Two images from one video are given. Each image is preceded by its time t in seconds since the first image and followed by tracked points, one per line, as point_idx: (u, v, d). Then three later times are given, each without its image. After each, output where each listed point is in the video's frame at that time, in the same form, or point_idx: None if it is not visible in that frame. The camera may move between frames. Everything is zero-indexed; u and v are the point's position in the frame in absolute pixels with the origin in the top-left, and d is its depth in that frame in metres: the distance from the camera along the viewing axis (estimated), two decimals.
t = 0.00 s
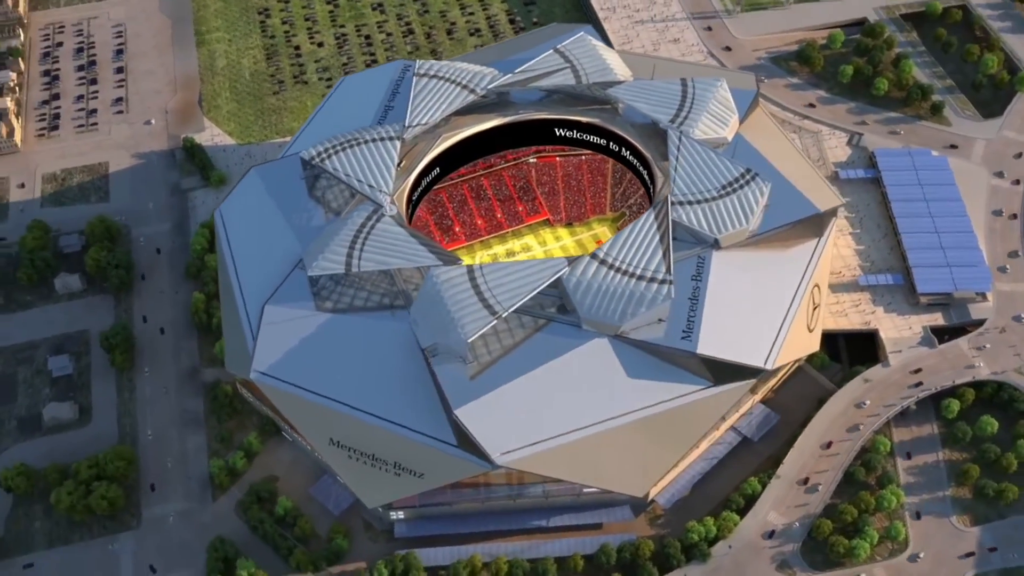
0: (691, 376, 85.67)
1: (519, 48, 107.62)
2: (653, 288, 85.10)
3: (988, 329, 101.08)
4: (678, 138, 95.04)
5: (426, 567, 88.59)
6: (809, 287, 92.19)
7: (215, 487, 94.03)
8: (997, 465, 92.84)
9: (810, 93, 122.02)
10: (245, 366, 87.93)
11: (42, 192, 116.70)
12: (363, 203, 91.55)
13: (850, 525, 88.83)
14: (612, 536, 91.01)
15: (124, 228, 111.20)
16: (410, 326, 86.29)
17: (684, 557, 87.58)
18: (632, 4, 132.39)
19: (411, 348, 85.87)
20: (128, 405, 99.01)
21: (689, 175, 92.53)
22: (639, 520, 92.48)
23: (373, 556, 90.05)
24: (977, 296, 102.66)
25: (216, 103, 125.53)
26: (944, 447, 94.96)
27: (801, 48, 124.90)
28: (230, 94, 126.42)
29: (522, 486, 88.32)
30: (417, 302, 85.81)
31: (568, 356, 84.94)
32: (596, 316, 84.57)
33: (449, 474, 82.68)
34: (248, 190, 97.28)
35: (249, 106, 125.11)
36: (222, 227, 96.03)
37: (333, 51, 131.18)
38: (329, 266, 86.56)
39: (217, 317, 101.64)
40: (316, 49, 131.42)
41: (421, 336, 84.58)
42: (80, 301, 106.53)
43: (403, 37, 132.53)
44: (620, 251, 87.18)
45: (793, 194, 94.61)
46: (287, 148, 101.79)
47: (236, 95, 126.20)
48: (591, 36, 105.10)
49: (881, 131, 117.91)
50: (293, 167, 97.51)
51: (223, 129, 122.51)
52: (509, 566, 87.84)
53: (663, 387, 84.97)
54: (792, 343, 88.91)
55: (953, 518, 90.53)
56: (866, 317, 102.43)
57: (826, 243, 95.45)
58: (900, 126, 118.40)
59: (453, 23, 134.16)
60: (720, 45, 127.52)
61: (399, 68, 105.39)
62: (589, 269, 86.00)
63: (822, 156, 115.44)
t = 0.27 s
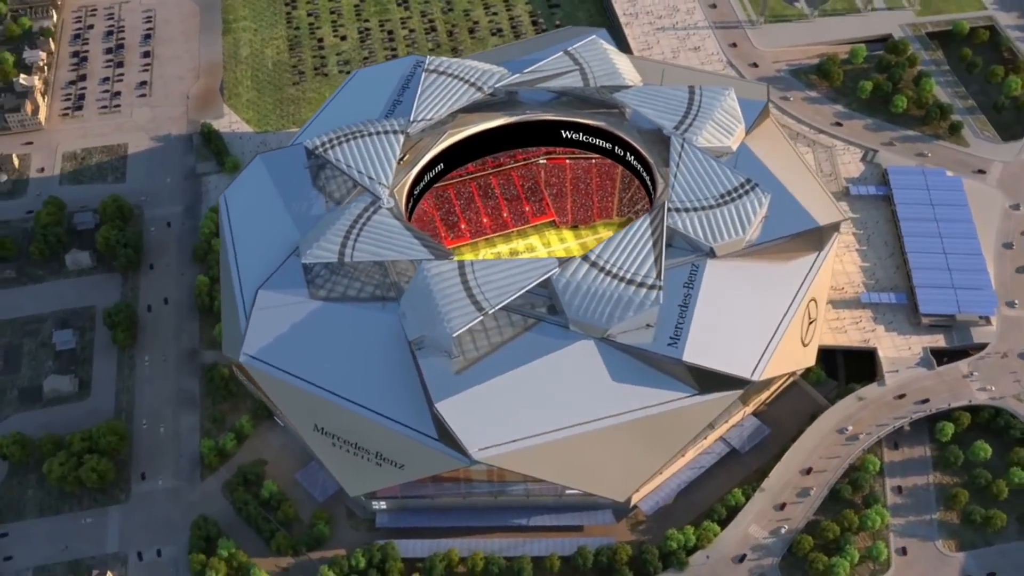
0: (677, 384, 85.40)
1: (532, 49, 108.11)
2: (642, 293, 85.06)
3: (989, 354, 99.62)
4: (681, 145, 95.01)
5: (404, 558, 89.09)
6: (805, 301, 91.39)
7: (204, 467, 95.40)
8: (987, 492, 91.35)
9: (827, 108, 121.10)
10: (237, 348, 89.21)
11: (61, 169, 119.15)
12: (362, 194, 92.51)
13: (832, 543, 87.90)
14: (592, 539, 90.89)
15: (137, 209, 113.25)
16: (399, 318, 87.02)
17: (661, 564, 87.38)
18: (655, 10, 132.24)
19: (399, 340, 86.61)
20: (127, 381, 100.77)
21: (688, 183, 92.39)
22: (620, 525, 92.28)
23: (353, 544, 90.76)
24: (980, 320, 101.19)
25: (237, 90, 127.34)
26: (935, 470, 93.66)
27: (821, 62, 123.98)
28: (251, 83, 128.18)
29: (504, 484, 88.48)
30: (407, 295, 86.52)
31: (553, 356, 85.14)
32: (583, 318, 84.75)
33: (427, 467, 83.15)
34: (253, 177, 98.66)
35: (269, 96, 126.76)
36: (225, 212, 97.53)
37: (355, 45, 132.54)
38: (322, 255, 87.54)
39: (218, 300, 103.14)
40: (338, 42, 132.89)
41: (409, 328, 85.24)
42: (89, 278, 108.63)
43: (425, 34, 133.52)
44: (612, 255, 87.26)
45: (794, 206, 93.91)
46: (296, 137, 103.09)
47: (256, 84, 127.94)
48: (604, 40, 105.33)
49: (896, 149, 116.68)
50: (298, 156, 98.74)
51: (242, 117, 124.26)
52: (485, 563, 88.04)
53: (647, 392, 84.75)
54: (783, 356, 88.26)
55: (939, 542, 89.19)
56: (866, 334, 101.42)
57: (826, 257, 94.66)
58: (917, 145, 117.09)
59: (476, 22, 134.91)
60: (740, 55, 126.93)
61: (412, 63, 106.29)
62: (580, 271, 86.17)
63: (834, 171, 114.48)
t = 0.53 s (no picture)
0: (661, 391, 85.24)
1: (544, 49, 108.27)
2: (631, 297, 85.00)
3: (988, 379, 98.15)
4: (683, 152, 94.73)
5: (382, 548, 89.78)
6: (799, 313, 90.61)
7: (196, 447, 96.87)
8: (975, 517, 89.97)
9: (843, 123, 120.05)
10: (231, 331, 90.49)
11: (81, 149, 121.50)
12: (362, 186, 93.44)
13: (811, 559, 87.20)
14: (572, 540, 90.80)
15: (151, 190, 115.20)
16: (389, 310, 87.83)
17: (638, 570, 87.29)
18: (677, 18, 131.93)
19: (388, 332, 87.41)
20: (127, 359, 102.57)
21: (687, 190, 92.23)
22: (601, 528, 92.14)
23: (334, 531, 91.61)
24: (981, 344, 99.74)
25: (258, 79, 129.01)
26: (924, 493, 92.44)
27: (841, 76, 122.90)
28: (272, 72, 129.83)
29: (487, 481, 88.67)
30: (398, 288, 87.28)
31: (539, 356, 85.43)
32: (570, 319, 84.89)
33: (406, 458, 83.77)
34: (259, 164, 99.96)
35: (288, 86, 128.27)
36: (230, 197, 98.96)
37: (377, 40, 133.79)
38: (317, 244, 88.56)
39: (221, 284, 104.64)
40: (361, 37, 134.25)
41: (397, 321, 85.95)
42: (99, 256, 110.71)
43: (447, 32, 134.37)
44: (604, 258, 87.33)
45: (794, 219, 93.19)
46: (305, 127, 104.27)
47: (277, 74, 129.56)
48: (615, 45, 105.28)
49: (911, 167, 115.37)
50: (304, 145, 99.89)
51: (260, 106, 125.86)
52: (462, 557, 88.34)
53: (630, 397, 84.69)
54: (771, 368, 87.65)
55: (921, 565, 88.02)
56: (864, 352, 100.38)
57: (825, 271, 93.88)
58: (932, 164, 115.70)
59: (498, 22, 135.52)
60: (760, 66, 126.18)
61: (424, 59, 107.03)
62: (570, 272, 86.33)
63: (845, 187, 113.43)
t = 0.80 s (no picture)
0: (645, 396, 85.00)
1: (557, 51, 108.58)
2: (620, 300, 84.94)
3: (987, 404, 96.70)
4: (685, 159, 94.49)
5: (362, 538, 90.38)
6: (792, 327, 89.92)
7: (189, 428, 98.29)
8: (962, 543, 88.56)
9: (859, 139, 118.96)
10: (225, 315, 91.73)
11: (103, 130, 123.85)
12: (363, 178, 94.32)
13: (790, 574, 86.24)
14: (551, 541, 90.83)
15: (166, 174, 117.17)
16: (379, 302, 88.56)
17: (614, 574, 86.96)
18: (700, 26, 131.53)
19: (377, 323, 88.14)
20: (130, 337, 104.35)
21: (685, 197, 92.01)
22: (582, 531, 92.04)
23: (317, 518, 92.48)
24: (982, 367, 98.31)
25: (279, 69, 130.66)
26: (911, 515, 91.21)
27: (860, 92, 121.78)
28: (294, 63, 131.39)
29: (470, 477, 88.98)
30: (390, 281, 87.76)
31: (525, 355, 85.69)
32: (557, 320, 84.99)
33: (387, 448, 84.34)
34: (266, 151, 101.21)
35: (308, 77, 129.71)
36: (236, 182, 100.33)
37: (400, 35, 134.91)
38: (312, 232, 89.49)
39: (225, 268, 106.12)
40: (384, 32, 135.44)
41: (387, 313, 86.45)
42: (111, 236, 112.80)
43: (470, 31, 135.14)
44: (596, 261, 87.36)
45: (793, 232, 92.69)
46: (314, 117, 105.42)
47: (299, 65, 131.13)
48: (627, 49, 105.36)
49: (924, 186, 114.00)
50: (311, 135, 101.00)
51: (279, 95, 127.44)
52: (440, 551, 88.64)
53: (613, 400, 84.55)
54: (760, 379, 87.09)
55: None
56: (861, 369, 99.27)
57: (822, 286, 93.06)
58: (946, 184, 114.24)
59: (521, 23, 136.02)
60: (778, 77, 125.43)
61: (436, 56, 107.73)
62: (561, 274, 86.50)
63: (855, 203, 112.37)
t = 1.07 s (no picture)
0: (629, 402, 84.75)
1: (570, 53, 108.74)
2: (608, 304, 84.82)
3: (983, 429, 95.13)
4: (686, 166, 94.11)
5: (343, 526, 91.01)
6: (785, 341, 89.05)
7: (183, 408, 99.71)
8: (946, 568, 87.13)
9: (875, 155, 117.55)
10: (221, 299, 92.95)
11: (124, 112, 125.97)
12: (364, 170, 95.06)
13: None
14: (531, 542, 90.85)
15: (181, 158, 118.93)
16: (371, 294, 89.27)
17: None
18: (722, 34, 130.74)
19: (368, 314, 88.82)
20: (133, 317, 106.07)
21: (684, 205, 91.64)
22: (563, 534, 91.91)
23: (301, 505, 93.35)
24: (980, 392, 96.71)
25: (301, 60, 131.98)
26: (896, 537, 89.94)
27: (878, 108, 120.30)
28: (315, 54, 132.65)
29: (453, 473, 89.25)
30: (382, 274, 88.48)
31: (511, 355, 85.92)
32: (545, 321, 85.10)
33: (369, 438, 84.89)
34: (274, 140, 102.50)
35: (328, 69, 130.87)
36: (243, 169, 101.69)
37: (422, 32, 135.68)
38: (309, 222, 90.54)
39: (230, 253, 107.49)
40: (407, 28, 136.31)
41: (377, 305, 87.20)
42: (123, 216, 114.73)
43: (492, 30, 135.54)
44: (587, 264, 87.36)
45: (791, 245, 91.91)
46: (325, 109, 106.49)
47: (320, 57, 132.38)
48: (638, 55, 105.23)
49: (937, 205, 112.39)
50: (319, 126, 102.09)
51: (298, 85, 128.69)
52: (418, 545, 88.96)
53: (596, 404, 84.39)
54: (747, 391, 86.39)
55: None
56: (856, 388, 97.95)
57: (819, 301, 92.03)
58: (960, 205, 112.58)
59: (544, 24, 136.17)
60: (797, 89, 124.31)
61: (448, 52, 108.23)
62: (551, 275, 86.60)
63: (865, 219, 111.02)
